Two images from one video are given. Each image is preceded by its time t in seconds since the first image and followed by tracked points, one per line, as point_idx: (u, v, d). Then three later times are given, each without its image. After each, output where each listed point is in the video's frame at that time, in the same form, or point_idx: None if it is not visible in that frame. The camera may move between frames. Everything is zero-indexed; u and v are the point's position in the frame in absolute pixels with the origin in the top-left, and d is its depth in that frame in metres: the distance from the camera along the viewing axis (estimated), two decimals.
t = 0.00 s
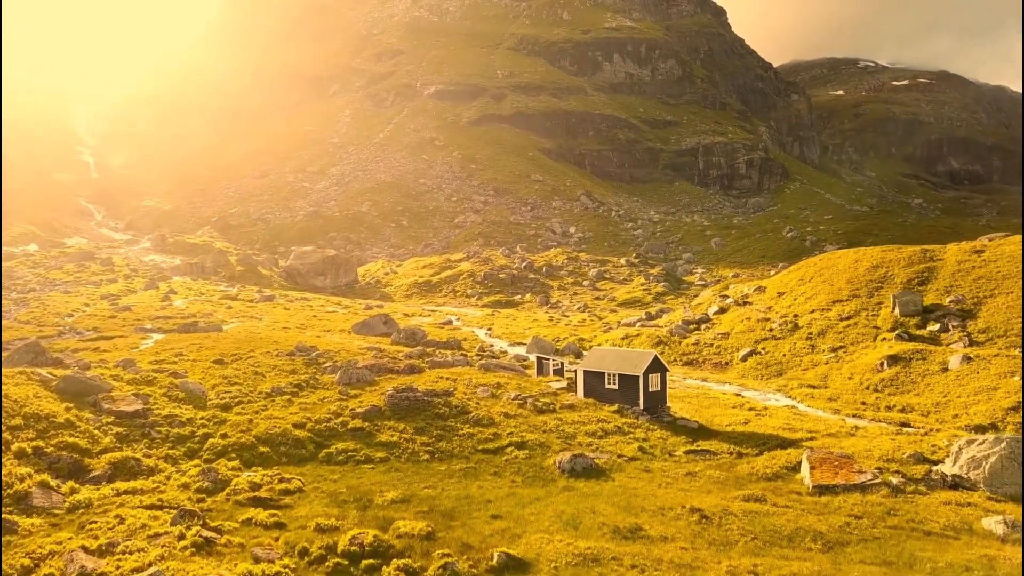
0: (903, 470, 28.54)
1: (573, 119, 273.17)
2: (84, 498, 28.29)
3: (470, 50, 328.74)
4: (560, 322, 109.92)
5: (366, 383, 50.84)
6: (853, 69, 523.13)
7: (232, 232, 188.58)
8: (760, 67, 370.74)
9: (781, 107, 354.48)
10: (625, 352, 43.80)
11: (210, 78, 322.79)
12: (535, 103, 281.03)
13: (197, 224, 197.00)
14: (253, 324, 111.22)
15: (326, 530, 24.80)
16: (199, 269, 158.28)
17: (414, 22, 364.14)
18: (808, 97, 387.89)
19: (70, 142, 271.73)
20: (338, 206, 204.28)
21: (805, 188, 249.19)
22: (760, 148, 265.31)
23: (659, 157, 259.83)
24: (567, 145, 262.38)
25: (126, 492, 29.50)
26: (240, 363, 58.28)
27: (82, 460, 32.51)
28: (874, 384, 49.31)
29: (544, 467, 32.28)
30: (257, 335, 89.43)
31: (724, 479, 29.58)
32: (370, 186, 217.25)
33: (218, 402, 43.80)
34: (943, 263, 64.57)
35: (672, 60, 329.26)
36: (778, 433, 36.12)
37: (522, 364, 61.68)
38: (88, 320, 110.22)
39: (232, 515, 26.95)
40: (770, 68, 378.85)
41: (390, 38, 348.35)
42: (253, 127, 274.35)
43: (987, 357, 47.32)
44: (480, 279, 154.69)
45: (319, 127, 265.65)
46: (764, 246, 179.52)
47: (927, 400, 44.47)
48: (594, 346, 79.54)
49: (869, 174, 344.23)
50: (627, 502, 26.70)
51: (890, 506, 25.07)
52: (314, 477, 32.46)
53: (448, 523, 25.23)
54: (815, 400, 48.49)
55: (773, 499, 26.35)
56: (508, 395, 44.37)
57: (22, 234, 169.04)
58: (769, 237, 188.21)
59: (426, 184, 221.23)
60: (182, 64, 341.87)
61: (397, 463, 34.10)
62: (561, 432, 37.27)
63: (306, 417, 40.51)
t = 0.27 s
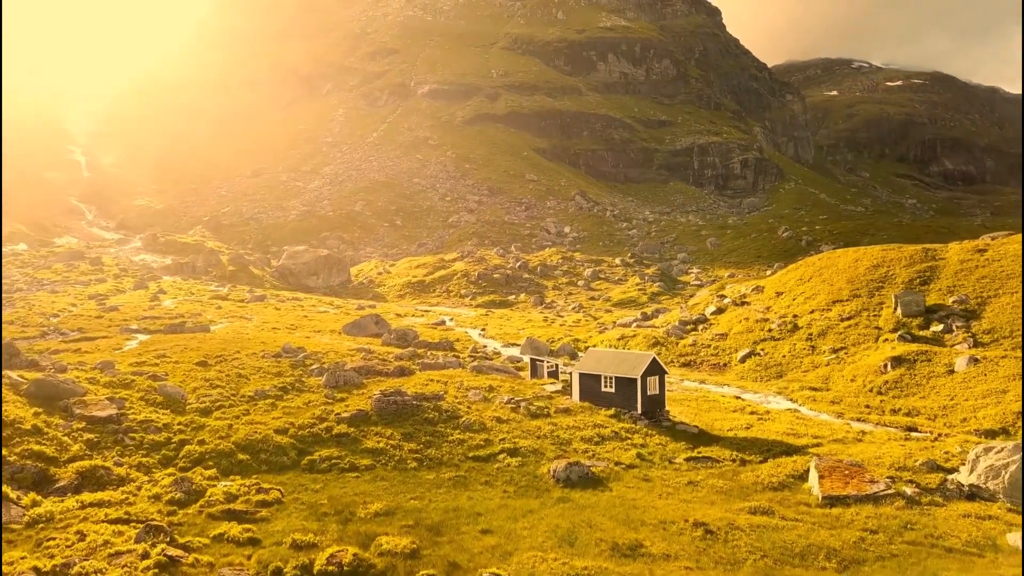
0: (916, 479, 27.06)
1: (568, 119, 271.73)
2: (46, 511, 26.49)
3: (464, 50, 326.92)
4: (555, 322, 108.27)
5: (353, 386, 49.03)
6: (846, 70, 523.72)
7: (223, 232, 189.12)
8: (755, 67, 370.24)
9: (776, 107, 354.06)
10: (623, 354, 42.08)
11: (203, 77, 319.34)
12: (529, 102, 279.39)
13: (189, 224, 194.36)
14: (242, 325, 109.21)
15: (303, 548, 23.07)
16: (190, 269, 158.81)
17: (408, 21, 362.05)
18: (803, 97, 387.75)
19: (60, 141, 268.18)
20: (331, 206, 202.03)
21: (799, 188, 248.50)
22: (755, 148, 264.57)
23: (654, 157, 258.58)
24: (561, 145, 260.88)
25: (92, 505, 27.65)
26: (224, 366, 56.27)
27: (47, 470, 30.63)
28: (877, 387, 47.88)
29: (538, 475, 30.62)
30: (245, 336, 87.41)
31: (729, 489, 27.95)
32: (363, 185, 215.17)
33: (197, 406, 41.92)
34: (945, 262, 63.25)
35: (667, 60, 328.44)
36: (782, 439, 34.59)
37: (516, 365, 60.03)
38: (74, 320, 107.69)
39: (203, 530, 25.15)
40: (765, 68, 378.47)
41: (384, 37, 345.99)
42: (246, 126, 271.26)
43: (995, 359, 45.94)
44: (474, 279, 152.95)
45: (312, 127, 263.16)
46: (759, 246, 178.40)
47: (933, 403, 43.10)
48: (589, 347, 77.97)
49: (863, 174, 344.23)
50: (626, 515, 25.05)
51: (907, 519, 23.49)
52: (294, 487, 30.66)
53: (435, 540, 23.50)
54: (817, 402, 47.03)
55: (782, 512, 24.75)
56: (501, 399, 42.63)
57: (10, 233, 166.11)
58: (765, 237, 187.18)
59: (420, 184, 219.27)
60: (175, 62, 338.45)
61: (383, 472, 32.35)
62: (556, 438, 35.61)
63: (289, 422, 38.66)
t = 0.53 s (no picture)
0: (932, 490, 25.51)
1: (563, 118, 270.28)
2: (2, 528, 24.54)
3: (459, 49, 325.14)
4: (549, 322, 106.61)
5: (340, 389, 47.24)
6: (841, 70, 525.47)
7: (216, 231, 186.68)
8: (750, 67, 369.55)
9: (770, 108, 353.58)
10: (619, 355, 40.50)
11: (196, 74, 315.40)
12: (524, 101, 277.70)
13: (181, 223, 191.55)
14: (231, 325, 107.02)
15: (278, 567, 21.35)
16: (181, 268, 156.48)
17: (402, 20, 359.88)
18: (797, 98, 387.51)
19: (51, 139, 264.40)
20: (325, 205, 199.72)
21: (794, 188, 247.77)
22: (749, 148, 263.81)
23: (649, 157, 257.28)
24: (556, 145, 259.34)
25: (54, 520, 25.76)
26: (207, 367, 54.33)
27: (9, 481, 28.67)
28: (881, 389, 46.49)
29: (530, 485, 29.03)
30: (232, 337, 85.22)
31: (734, 501, 26.32)
32: (357, 184, 213.05)
33: (176, 410, 40.03)
34: (947, 261, 62.01)
35: (661, 60, 327.46)
36: (786, 444, 33.12)
37: (510, 367, 58.42)
38: (58, 320, 105.02)
39: (172, 548, 23.36)
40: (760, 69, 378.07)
41: (378, 36, 343.72)
42: (240, 125, 268.14)
43: (1002, 360, 44.62)
44: (468, 279, 151.15)
45: (306, 126, 260.55)
46: (754, 246, 177.30)
47: (940, 406, 41.73)
48: (585, 348, 76.39)
49: (857, 175, 344.23)
50: (624, 531, 23.50)
51: (926, 535, 21.94)
52: (273, 499, 28.87)
53: (421, 559, 21.86)
54: (820, 406, 45.64)
55: (791, 526, 23.17)
56: (493, 402, 40.96)
57: None
58: (760, 237, 186.17)
59: (414, 183, 217.28)
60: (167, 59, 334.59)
61: (368, 481, 30.67)
62: (550, 444, 34.01)
63: (270, 428, 36.86)
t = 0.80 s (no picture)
0: (947, 498, 24.32)
1: (558, 118, 268.87)
2: None
3: (454, 48, 323.42)
4: (545, 322, 105.16)
5: (328, 392, 45.64)
6: (836, 71, 526.44)
7: (209, 231, 184.50)
8: (745, 67, 368.89)
9: (766, 107, 353.00)
10: (617, 356, 39.10)
11: (189, 71, 311.48)
12: (520, 101, 276.19)
13: (174, 222, 189.19)
14: (221, 325, 105.04)
15: None
16: (173, 267, 154.31)
17: (398, 20, 357.96)
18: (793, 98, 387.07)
19: (44, 138, 261.11)
20: (319, 204, 197.75)
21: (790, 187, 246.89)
22: (745, 148, 263.04)
23: (644, 156, 256.12)
24: (551, 144, 257.94)
25: (19, 533, 24.24)
26: (192, 368, 52.64)
27: None
28: (884, 391, 45.35)
29: (524, 493, 27.68)
30: (221, 337, 83.39)
31: (738, 510, 25.03)
32: (351, 184, 211.23)
33: (157, 414, 38.44)
34: (950, 260, 60.95)
35: (657, 59, 326.50)
36: (790, 449, 31.84)
37: (504, 368, 57.06)
38: (45, 320, 102.76)
39: (142, 563, 21.85)
40: (756, 69, 377.57)
41: (373, 36, 341.73)
42: (234, 124, 265.04)
43: (1009, 361, 43.52)
44: (463, 278, 149.56)
45: (301, 125, 258.38)
46: (751, 245, 176.26)
47: (947, 409, 40.59)
48: (581, 349, 75.06)
49: (853, 175, 344.03)
50: (623, 545, 22.17)
51: (945, 549, 20.65)
52: (254, 508, 27.41)
53: None
54: (822, 408, 44.45)
55: (801, 540, 21.86)
56: (486, 405, 39.52)
57: None
58: (756, 237, 185.22)
59: (409, 183, 215.52)
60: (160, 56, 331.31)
61: (354, 488, 29.24)
62: (545, 449, 32.69)
63: (252, 432, 35.33)
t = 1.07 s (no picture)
0: (967, 511, 22.85)
1: (553, 117, 267.28)
2: None
3: (449, 48, 321.54)
4: (539, 323, 103.43)
5: (314, 395, 43.78)
6: (829, 72, 527.22)
7: (202, 230, 181.98)
8: (740, 68, 368.21)
9: (761, 107, 352.41)
10: (615, 358, 37.49)
11: (183, 69, 307.97)
12: (514, 100, 274.52)
13: (166, 221, 186.38)
14: (210, 326, 102.74)
15: None
16: (164, 267, 151.74)
17: (392, 19, 355.81)
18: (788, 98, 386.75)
19: (34, 136, 257.28)
20: (312, 204, 195.58)
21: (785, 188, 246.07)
22: (740, 148, 262.22)
23: (640, 156, 254.82)
24: (546, 144, 256.34)
25: None
26: (174, 370, 50.64)
27: None
28: (889, 394, 43.94)
29: (516, 505, 26.07)
30: (208, 338, 81.30)
31: (745, 524, 23.48)
32: (344, 184, 209.17)
33: (132, 419, 36.53)
34: (953, 259, 59.71)
35: (652, 59, 325.33)
36: (797, 456, 30.30)
37: (497, 370, 55.35)
38: (28, 320, 100.20)
39: None
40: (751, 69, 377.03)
41: (367, 35, 339.21)
42: (228, 122, 261.71)
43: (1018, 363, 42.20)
44: (457, 278, 147.71)
45: (294, 124, 255.74)
46: (746, 245, 175.12)
47: (955, 413, 39.26)
48: (577, 350, 73.38)
49: (848, 175, 344.14)
50: (623, 567, 20.56)
51: (969, 568, 19.15)
52: (228, 522, 25.67)
53: None
54: (826, 412, 43.03)
55: (814, 560, 20.32)
56: (477, 410, 37.73)
57: None
58: (752, 237, 184.15)
59: (402, 182, 213.51)
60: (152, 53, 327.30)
61: (336, 500, 27.55)
62: (538, 457, 31.06)
63: (231, 439, 33.52)
